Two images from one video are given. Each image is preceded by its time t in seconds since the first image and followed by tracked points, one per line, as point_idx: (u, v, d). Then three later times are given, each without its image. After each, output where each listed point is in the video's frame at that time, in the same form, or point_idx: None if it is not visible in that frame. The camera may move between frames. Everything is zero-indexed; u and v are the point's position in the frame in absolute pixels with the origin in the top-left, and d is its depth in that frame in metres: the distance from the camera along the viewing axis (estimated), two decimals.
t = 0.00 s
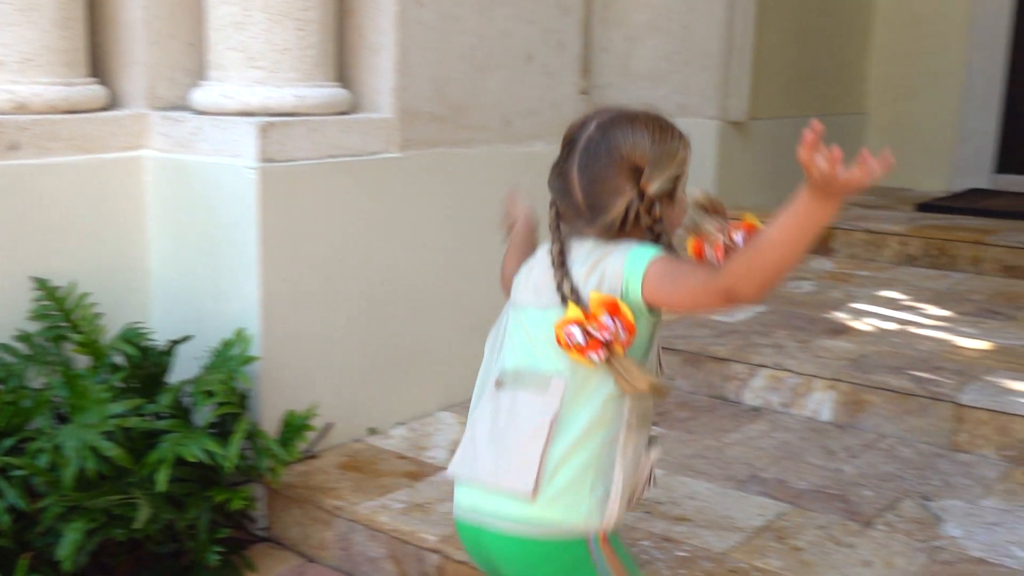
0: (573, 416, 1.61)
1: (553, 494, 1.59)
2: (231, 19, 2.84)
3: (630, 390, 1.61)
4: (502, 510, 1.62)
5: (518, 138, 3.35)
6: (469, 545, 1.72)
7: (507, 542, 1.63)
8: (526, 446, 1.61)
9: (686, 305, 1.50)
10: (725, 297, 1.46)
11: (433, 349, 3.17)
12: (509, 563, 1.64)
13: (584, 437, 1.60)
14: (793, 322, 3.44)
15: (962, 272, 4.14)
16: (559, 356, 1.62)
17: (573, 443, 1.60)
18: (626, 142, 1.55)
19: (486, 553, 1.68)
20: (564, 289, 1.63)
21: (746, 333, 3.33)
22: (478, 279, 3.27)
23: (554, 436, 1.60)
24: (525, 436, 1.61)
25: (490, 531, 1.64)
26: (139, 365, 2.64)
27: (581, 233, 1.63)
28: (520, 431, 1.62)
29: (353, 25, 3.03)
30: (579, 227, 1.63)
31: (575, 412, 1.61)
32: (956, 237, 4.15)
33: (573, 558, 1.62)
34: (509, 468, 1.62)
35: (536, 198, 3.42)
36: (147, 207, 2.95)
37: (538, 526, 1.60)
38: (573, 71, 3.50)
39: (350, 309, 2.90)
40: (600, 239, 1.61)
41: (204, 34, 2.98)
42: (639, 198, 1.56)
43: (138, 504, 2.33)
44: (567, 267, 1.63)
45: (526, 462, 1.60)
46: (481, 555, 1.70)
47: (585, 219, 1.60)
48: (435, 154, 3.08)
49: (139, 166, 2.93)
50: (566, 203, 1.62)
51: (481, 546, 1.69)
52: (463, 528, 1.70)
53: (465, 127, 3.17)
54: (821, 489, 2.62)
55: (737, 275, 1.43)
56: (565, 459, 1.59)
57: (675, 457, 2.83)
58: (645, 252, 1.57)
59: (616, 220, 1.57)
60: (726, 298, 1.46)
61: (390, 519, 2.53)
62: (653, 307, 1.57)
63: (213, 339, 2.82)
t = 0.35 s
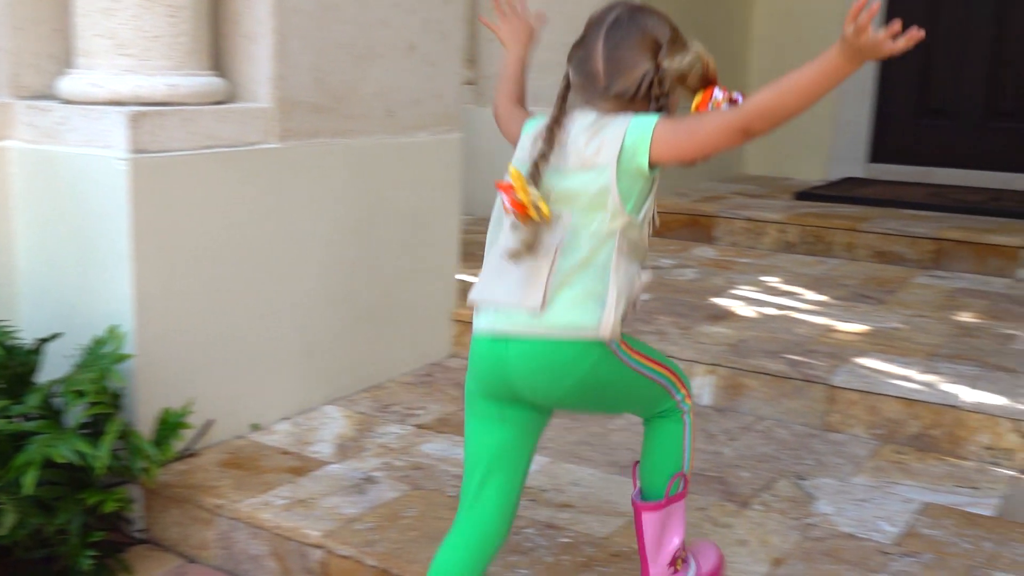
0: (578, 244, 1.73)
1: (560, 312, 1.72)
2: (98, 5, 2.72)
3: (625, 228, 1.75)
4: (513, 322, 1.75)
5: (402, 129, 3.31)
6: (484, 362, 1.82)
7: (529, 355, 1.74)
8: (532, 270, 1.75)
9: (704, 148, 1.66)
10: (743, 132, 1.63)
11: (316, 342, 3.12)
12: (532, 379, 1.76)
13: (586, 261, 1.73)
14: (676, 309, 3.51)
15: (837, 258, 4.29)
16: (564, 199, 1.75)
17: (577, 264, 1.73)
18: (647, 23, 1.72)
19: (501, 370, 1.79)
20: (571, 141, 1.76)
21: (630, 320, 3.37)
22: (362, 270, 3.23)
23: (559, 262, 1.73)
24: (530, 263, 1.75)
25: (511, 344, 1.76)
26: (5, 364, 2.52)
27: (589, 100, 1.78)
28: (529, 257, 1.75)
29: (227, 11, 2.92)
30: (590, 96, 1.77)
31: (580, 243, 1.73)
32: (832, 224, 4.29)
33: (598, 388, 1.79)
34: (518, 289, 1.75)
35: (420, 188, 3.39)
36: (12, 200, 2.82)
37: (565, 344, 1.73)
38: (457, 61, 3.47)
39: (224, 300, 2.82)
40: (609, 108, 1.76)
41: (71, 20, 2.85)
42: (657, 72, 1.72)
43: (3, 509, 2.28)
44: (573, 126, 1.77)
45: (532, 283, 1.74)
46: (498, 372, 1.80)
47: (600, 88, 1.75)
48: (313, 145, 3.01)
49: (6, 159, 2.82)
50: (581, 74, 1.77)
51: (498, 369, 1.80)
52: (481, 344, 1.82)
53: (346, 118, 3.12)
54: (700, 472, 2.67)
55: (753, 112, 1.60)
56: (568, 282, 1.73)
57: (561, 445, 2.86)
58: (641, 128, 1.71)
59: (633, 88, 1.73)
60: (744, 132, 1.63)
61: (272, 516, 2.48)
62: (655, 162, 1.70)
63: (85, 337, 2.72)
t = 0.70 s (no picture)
0: (582, 215, 1.85)
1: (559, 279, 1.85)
2: None
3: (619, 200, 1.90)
4: (514, 289, 1.86)
5: (290, 126, 3.25)
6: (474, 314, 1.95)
7: (516, 317, 1.87)
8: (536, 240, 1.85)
9: (688, 137, 1.83)
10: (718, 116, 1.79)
11: (204, 343, 3.04)
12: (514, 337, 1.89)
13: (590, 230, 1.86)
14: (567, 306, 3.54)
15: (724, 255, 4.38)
16: (564, 175, 1.86)
17: (582, 232, 1.86)
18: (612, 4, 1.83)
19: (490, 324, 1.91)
20: (560, 120, 1.86)
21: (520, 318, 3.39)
22: (253, 269, 3.17)
23: (565, 232, 1.84)
24: (537, 234, 1.85)
25: (500, 309, 1.88)
26: None
27: (563, 80, 1.89)
28: (535, 229, 1.85)
29: (104, 6, 2.84)
30: (565, 76, 1.88)
31: (583, 213, 1.85)
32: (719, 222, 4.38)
33: (571, 361, 1.92)
34: (525, 258, 1.85)
35: (308, 187, 3.33)
36: None
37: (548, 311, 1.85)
38: (345, 57, 3.42)
39: (106, 302, 2.71)
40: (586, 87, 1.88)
41: None
42: (626, 50, 1.85)
43: None
44: (556, 105, 1.87)
45: (538, 251, 1.84)
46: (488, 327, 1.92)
47: (573, 68, 1.86)
48: (197, 143, 2.92)
49: None
50: (552, 56, 1.86)
51: (487, 325, 1.92)
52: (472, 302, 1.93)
53: (231, 115, 3.04)
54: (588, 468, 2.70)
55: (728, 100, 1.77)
56: (573, 249, 1.86)
57: (451, 444, 2.85)
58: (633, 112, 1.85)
59: (605, 68, 1.85)
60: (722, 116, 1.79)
61: (154, 523, 2.41)
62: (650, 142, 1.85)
63: None
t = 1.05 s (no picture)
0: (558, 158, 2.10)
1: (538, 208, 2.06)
2: None
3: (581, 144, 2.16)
4: (500, 220, 2.05)
5: (186, 129, 3.16)
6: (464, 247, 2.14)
7: (498, 242, 2.06)
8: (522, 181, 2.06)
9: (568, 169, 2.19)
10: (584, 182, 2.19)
11: (98, 352, 2.94)
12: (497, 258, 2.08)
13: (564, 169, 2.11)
14: (473, 310, 3.53)
15: (629, 257, 4.43)
16: (539, 125, 2.07)
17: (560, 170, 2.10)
18: None
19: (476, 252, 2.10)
20: (525, 78, 2.06)
21: (425, 323, 3.37)
22: (150, 275, 3.08)
23: (548, 172, 2.07)
24: (523, 175, 2.06)
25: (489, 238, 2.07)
26: None
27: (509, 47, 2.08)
28: (521, 172, 2.06)
29: None
30: (512, 46, 2.08)
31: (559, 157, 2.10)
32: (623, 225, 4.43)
33: (545, 296, 2.10)
34: (515, 196, 2.05)
35: (201, 189, 3.22)
36: None
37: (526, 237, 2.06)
38: (242, 59, 3.34)
39: None
40: (534, 50, 2.08)
41: None
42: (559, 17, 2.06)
43: None
44: (518, 67, 2.06)
45: (527, 189, 2.05)
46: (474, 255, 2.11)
47: (518, 38, 2.06)
48: (90, 145, 2.82)
49: None
50: (498, 27, 2.06)
51: (472, 254, 2.11)
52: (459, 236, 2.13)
53: (123, 117, 2.94)
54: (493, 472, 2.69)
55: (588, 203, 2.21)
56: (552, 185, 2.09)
57: (356, 451, 2.81)
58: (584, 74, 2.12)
59: (543, 36, 2.06)
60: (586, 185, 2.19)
61: (44, 541, 2.32)
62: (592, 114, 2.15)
63: None
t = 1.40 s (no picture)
0: (505, 165, 2.34)
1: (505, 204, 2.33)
2: None
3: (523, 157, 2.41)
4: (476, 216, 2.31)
5: (111, 143, 3.03)
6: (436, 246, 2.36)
7: (483, 237, 2.32)
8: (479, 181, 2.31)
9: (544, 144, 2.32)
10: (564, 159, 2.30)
11: (22, 375, 2.80)
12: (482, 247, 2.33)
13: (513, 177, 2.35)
14: (408, 323, 3.51)
15: (565, 267, 4.45)
16: (490, 133, 2.32)
17: (508, 176, 2.34)
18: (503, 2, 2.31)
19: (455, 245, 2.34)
20: (478, 91, 2.32)
21: (360, 337, 3.34)
22: (75, 293, 2.94)
23: (499, 176, 2.32)
24: (488, 177, 2.31)
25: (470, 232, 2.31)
26: None
27: (467, 63, 2.35)
28: (481, 175, 2.31)
29: None
30: (470, 61, 2.35)
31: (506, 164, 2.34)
32: (558, 236, 4.44)
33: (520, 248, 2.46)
34: (485, 196, 2.30)
35: (134, 207, 3.13)
36: None
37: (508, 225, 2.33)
38: (170, 71, 3.24)
39: None
40: (488, 68, 2.35)
41: None
42: (514, 39, 2.33)
43: None
44: (473, 81, 2.32)
45: (488, 189, 2.30)
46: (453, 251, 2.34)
47: (476, 53, 2.33)
48: (10, 162, 2.67)
49: None
50: (457, 43, 2.33)
51: (452, 248, 2.34)
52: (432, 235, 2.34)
53: (47, 131, 2.79)
54: (429, 488, 2.66)
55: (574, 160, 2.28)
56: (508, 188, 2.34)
57: (290, 469, 2.76)
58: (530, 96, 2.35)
59: (497, 53, 2.33)
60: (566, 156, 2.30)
61: None
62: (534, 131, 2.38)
63: None
